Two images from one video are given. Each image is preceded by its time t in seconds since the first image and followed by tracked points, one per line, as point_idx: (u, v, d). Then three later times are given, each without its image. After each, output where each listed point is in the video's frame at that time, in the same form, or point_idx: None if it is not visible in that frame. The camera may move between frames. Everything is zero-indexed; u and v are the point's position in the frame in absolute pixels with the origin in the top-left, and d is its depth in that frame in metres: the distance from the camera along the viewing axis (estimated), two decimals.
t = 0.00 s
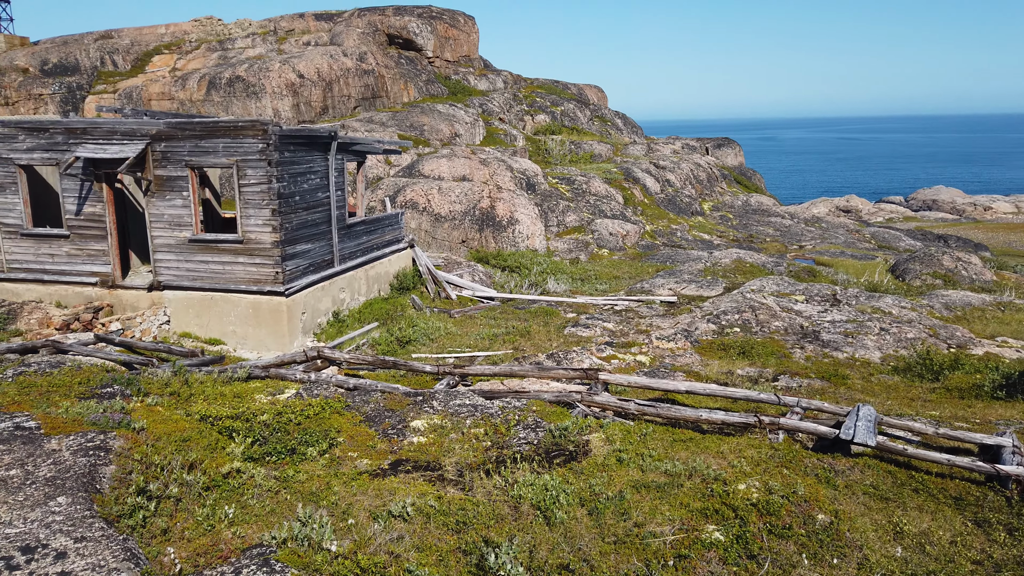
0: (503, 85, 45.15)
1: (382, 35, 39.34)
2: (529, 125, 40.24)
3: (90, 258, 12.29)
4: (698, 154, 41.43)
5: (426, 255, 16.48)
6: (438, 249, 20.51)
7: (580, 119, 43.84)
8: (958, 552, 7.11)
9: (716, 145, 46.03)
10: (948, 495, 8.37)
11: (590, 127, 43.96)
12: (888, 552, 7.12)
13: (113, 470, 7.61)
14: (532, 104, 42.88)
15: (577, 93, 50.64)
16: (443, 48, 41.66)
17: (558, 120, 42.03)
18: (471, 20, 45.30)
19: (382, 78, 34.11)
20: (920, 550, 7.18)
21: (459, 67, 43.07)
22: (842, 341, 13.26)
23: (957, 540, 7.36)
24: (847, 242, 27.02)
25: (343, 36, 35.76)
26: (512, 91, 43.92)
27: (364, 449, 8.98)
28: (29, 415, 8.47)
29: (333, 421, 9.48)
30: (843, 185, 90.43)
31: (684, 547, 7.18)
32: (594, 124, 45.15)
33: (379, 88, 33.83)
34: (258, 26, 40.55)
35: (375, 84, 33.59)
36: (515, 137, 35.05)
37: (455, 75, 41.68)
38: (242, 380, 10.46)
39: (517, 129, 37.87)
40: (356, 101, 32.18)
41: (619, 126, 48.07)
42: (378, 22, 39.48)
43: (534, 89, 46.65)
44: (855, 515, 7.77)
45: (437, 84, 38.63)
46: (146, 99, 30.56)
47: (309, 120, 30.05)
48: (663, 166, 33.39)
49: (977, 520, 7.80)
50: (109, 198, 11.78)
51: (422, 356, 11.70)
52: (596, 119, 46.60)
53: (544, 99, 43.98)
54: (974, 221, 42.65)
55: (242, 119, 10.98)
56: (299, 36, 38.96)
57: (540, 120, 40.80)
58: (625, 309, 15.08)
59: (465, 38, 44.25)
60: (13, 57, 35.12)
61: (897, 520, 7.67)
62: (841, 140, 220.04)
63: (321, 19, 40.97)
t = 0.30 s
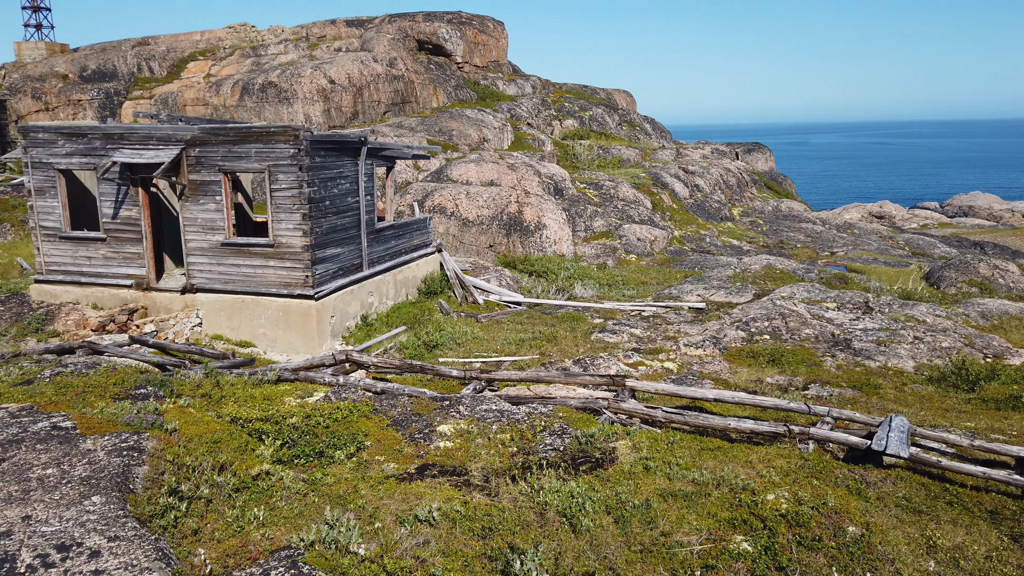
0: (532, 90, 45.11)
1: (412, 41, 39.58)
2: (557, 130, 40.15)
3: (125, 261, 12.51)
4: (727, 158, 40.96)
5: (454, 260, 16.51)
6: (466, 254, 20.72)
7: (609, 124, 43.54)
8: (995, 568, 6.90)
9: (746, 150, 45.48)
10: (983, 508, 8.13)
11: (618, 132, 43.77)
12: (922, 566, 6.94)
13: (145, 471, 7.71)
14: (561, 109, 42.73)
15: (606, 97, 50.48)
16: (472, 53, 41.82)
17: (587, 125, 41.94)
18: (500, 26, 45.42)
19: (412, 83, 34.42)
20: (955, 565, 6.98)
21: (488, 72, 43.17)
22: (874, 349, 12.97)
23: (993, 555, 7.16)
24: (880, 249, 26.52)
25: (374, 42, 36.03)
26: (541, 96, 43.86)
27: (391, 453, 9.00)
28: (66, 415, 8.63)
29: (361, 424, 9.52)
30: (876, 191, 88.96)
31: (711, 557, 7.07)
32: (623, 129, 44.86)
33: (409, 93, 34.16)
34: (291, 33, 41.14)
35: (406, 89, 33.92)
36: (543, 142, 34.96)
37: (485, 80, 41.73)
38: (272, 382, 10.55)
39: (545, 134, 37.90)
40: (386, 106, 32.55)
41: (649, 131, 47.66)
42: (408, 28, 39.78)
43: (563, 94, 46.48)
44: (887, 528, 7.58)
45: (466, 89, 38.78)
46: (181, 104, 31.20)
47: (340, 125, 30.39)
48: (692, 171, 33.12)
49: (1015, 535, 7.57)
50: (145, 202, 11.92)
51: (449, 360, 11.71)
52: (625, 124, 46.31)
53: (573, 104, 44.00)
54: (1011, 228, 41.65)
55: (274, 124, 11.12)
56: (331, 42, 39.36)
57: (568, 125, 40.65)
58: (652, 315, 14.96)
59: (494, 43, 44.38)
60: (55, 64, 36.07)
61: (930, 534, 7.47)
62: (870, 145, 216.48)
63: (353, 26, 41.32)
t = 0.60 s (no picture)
0: (558, 95, 45.05)
1: (439, 47, 39.77)
2: (583, 135, 40.01)
3: (155, 264, 12.69)
4: (753, 164, 40.51)
5: (478, 265, 16.52)
6: (490, 258, 20.78)
7: (634, 129, 43.25)
8: None
9: (773, 156, 44.97)
10: (1016, 522, 7.91)
11: (644, 137, 43.54)
12: None
13: (174, 472, 7.79)
14: (586, 114, 42.56)
15: (632, 103, 50.24)
16: (498, 59, 41.90)
17: (612, 130, 41.73)
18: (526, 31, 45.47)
19: (438, 89, 34.63)
20: None
21: (514, 77, 43.18)
22: (904, 358, 12.70)
23: None
24: (910, 256, 26.03)
25: (400, 48, 36.30)
26: (566, 101, 43.76)
27: (415, 457, 8.99)
28: (97, 416, 8.76)
29: (385, 429, 9.52)
30: (905, 197, 87.52)
31: (736, 568, 6.96)
32: (648, 134, 44.56)
33: (435, 99, 34.37)
34: (319, 39, 41.59)
35: (432, 95, 34.13)
36: (568, 147, 34.90)
37: (510, 86, 41.75)
38: (298, 386, 10.61)
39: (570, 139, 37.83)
40: (412, 111, 32.77)
41: (674, 136, 47.25)
42: (434, 34, 39.99)
43: (588, 100, 46.30)
44: (916, 541, 7.41)
45: (492, 95, 38.87)
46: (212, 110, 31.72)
47: (367, 130, 30.63)
48: (719, 176, 32.83)
49: None
50: (174, 207, 12.23)
51: (472, 365, 11.69)
52: (650, 129, 46.01)
53: (598, 109, 43.86)
54: None
55: (302, 130, 11.23)
56: (358, 48, 39.68)
57: (593, 130, 40.49)
58: (677, 321, 14.83)
59: (520, 48, 44.42)
60: (90, 71, 36.89)
61: (962, 548, 7.28)
62: (895, 150, 213.20)
63: (380, 32, 41.61)
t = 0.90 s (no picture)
0: (579, 101, 45.00)
1: (461, 53, 39.92)
2: (605, 141, 39.91)
3: (181, 269, 12.84)
4: (777, 170, 40.12)
5: (499, 270, 16.52)
6: (511, 264, 20.79)
7: (657, 135, 42.96)
8: None
9: (797, 162, 44.48)
10: None
11: (666, 143, 43.32)
12: None
13: (197, 475, 7.86)
14: (609, 120, 42.39)
15: (654, 108, 50.03)
16: (521, 65, 41.92)
17: (635, 136, 41.55)
18: (548, 38, 45.49)
19: (461, 95, 34.79)
20: None
21: (536, 83, 43.20)
22: (930, 368, 12.46)
23: None
24: (937, 264, 25.62)
25: (423, 55, 36.51)
26: (588, 107, 43.65)
27: (435, 463, 8.98)
28: (123, 419, 8.87)
29: (405, 434, 9.53)
30: (930, 203, 86.20)
31: None
32: (671, 140, 44.27)
33: (458, 105, 34.52)
34: (344, 46, 41.96)
35: (454, 101, 34.29)
36: (590, 153, 34.78)
37: (533, 92, 41.75)
38: (320, 390, 10.65)
39: (592, 145, 37.77)
40: (434, 117, 32.93)
41: (697, 142, 46.87)
42: (457, 41, 40.15)
43: (611, 106, 46.15)
44: (943, 555, 7.25)
45: (514, 101, 38.90)
46: (238, 116, 32.17)
47: (390, 136, 30.84)
48: (742, 183, 32.56)
49: None
50: (201, 212, 12.36)
51: (493, 371, 11.68)
52: (673, 135, 45.72)
53: (620, 115, 43.73)
54: None
55: (326, 136, 11.32)
56: (381, 55, 39.95)
57: (615, 136, 40.33)
58: (699, 329, 14.71)
59: (542, 55, 44.42)
60: (119, 77, 37.59)
61: (991, 564, 7.11)
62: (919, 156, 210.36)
63: (404, 38, 41.85)
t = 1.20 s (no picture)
0: (599, 109, 44.93)
1: (481, 61, 40.05)
2: (623, 149, 39.82)
3: (203, 275, 12.96)
4: (797, 178, 39.77)
5: (517, 278, 16.52)
6: (529, 272, 20.78)
7: (677, 142, 42.68)
8: None
9: (818, 170, 44.04)
10: None
11: (686, 151, 43.11)
12: None
13: (217, 481, 7.90)
14: (628, 128, 42.28)
15: (674, 116, 49.82)
16: (540, 73, 41.98)
17: (654, 144, 41.41)
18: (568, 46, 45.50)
19: (480, 103, 34.91)
20: None
21: (556, 92, 43.19)
22: (954, 379, 12.23)
23: None
24: (962, 274, 25.23)
25: (444, 63, 36.72)
26: (607, 115, 43.57)
27: (453, 471, 8.96)
28: (145, 424, 8.95)
29: (423, 441, 9.53)
30: (952, 213, 85.15)
31: None
32: (691, 148, 44.02)
33: (477, 113, 34.65)
34: (365, 55, 42.29)
35: (474, 109, 34.42)
36: (608, 161, 34.70)
37: (552, 100, 41.76)
38: (339, 397, 10.67)
39: (611, 153, 37.70)
40: (454, 125, 33.05)
41: (717, 150, 46.55)
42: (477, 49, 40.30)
43: (630, 114, 46.01)
44: (968, 572, 7.09)
45: (533, 109, 38.92)
46: (261, 124, 32.53)
47: (409, 144, 31.03)
48: (762, 191, 32.31)
49: None
50: (223, 219, 12.49)
51: (510, 379, 11.66)
52: (692, 143, 45.47)
53: (639, 123, 43.60)
54: None
55: (347, 144, 11.40)
56: (402, 63, 40.20)
57: (634, 144, 40.24)
58: (719, 338, 14.60)
59: (562, 63, 44.42)
60: (144, 86, 38.21)
61: None
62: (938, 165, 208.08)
63: (424, 47, 42.05)
